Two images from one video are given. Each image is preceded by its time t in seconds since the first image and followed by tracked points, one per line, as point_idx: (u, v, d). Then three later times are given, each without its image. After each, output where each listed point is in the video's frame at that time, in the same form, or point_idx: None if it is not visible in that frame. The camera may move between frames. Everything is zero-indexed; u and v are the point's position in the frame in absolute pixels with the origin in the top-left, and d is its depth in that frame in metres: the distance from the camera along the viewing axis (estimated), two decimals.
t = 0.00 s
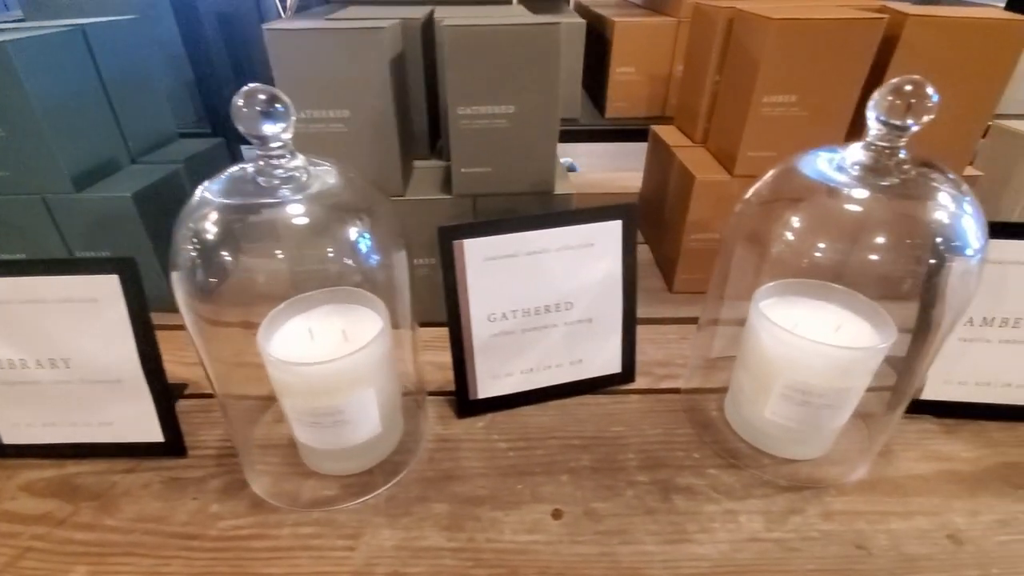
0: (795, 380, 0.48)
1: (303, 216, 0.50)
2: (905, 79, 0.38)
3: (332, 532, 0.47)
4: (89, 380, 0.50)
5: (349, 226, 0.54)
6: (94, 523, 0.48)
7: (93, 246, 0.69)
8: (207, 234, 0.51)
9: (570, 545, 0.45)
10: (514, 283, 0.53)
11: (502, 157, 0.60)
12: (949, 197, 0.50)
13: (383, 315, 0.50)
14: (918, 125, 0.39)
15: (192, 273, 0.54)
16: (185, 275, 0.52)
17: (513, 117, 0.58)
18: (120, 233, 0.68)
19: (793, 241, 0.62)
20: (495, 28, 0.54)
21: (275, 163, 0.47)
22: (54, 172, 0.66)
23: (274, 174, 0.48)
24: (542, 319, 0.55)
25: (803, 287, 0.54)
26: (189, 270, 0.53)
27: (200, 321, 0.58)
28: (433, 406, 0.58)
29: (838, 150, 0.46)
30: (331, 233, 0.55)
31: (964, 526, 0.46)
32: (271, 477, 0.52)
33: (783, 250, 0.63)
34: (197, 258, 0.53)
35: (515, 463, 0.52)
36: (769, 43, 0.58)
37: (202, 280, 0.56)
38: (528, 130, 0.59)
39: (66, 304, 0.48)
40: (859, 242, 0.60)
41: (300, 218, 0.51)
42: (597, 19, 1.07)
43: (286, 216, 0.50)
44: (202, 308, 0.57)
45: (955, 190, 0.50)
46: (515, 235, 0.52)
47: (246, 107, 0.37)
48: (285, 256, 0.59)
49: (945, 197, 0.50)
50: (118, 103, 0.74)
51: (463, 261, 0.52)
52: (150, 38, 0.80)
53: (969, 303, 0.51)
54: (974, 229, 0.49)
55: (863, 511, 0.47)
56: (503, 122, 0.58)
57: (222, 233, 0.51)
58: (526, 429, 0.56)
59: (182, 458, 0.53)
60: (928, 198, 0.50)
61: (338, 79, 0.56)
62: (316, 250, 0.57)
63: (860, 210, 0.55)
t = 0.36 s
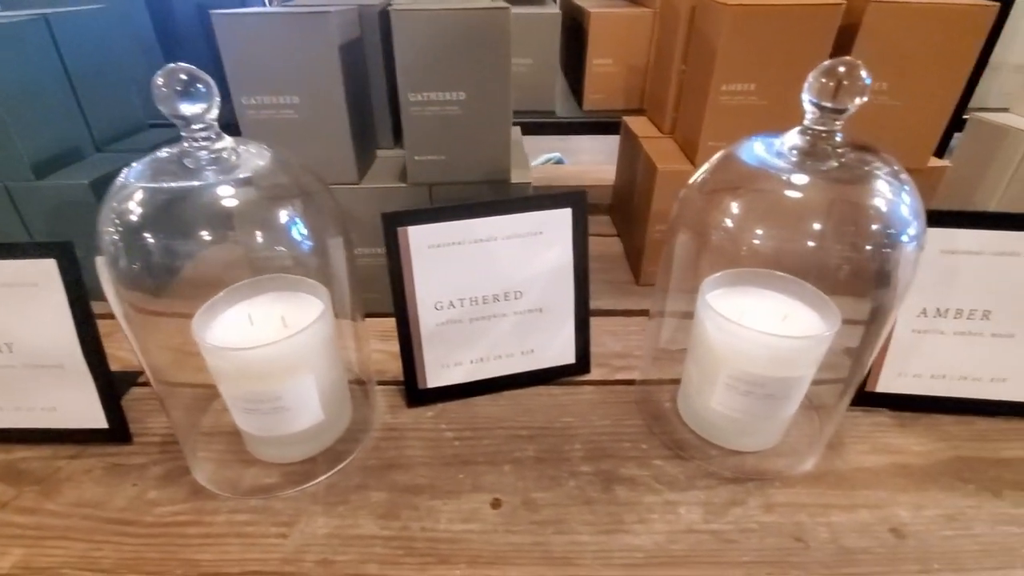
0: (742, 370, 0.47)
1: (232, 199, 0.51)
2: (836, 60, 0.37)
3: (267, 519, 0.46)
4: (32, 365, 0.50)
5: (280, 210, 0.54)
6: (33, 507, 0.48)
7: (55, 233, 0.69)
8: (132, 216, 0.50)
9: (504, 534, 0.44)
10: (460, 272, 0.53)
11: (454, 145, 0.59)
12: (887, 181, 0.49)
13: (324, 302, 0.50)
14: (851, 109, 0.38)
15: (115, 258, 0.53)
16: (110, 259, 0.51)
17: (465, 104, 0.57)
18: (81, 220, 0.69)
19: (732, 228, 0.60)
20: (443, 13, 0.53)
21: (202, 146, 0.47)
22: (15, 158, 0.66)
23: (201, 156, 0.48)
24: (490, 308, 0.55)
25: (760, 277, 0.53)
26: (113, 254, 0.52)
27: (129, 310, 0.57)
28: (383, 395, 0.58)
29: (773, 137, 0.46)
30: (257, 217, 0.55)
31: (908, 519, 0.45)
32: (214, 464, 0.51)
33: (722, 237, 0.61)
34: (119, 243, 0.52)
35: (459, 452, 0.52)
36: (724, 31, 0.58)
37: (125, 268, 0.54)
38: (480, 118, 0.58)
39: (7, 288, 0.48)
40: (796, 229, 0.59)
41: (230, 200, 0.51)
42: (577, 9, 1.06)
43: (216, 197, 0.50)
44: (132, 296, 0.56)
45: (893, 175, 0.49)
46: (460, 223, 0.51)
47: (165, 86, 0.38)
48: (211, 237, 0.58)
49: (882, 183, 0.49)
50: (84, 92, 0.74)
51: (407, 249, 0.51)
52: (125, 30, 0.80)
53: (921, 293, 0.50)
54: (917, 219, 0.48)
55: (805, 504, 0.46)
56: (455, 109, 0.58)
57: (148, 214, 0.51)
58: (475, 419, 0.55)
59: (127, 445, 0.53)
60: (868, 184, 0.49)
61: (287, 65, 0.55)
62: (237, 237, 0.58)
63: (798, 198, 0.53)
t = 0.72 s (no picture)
0: (711, 361, 0.46)
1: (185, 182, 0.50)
2: (800, 43, 0.37)
3: (228, 512, 0.46)
4: None
5: (235, 196, 0.54)
6: None
7: (30, 224, 0.69)
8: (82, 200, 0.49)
9: (466, 527, 0.44)
10: (428, 262, 0.52)
11: (425, 135, 0.59)
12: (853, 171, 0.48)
13: (287, 293, 0.49)
14: (813, 94, 0.37)
15: (65, 246, 0.51)
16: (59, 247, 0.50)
17: (435, 94, 0.57)
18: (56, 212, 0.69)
19: (697, 217, 0.58)
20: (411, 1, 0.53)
21: (153, 128, 0.46)
22: None
23: (152, 140, 0.47)
24: (459, 299, 0.54)
25: (737, 269, 0.52)
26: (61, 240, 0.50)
27: (86, 302, 0.56)
28: (354, 387, 0.57)
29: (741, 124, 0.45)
30: (213, 206, 0.56)
31: (876, 513, 0.44)
32: (179, 456, 0.51)
33: (687, 226, 0.59)
34: (67, 231, 0.51)
35: (425, 445, 0.51)
36: (698, 18, 0.57)
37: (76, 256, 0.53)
38: (450, 107, 0.58)
39: None
40: (761, 218, 0.58)
41: (185, 184, 0.50)
42: (563, 2, 1.06)
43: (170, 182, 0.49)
44: (85, 288, 0.55)
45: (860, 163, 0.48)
46: (427, 212, 0.51)
47: (111, 66, 0.40)
48: (163, 223, 0.57)
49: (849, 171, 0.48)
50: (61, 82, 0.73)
51: (374, 239, 0.50)
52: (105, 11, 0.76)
53: (893, 284, 0.49)
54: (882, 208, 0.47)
55: (773, 497, 0.45)
56: (425, 98, 0.57)
57: (98, 198, 0.50)
58: (444, 412, 0.55)
59: (92, 437, 0.52)
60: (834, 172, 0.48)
61: (254, 51, 0.55)
62: (191, 224, 0.58)
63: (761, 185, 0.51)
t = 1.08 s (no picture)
0: (673, 360, 0.45)
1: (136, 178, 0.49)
2: (755, 40, 0.37)
3: (183, 514, 0.45)
4: None
5: (188, 193, 0.54)
6: None
7: None
8: (28, 195, 0.49)
9: (424, 528, 0.43)
10: (393, 260, 0.52)
11: (393, 132, 0.58)
12: (811, 174, 0.48)
13: (245, 293, 0.48)
14: (768, 90, 0.37)
15: (10, 245, 0.49)
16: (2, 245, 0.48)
17: (401, 91, 0.57)
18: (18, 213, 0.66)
19: (656, 214, 0.58)
20: None
21: (99, 122, 0.45)
22: None
23: (97, 134, 0.46)
24: (425, 298, 0.54)
25: (701, 269, 0.52)
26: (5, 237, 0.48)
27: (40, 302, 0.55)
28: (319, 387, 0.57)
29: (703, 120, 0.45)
30: (164, 202, 0.55)
31: (836, 512, 0.44)
32: (137, 457, 0.50)
33: (646, 225, 0.59)
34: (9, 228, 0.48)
35: (388, 445, 0.51)
36: (666, 14, 0.57)
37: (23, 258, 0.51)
38: (417, 105, 0.57)
39: None
40: (720, 216, 0.57)
41: (134, 179, 0.49)
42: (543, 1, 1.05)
43: (120, 177, 0.48)
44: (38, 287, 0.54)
45: (818, 164, 0.48)
46: (392, 210, 0.50)
47: (57, 59, 0.40)
48: (111, 220, 0.57)
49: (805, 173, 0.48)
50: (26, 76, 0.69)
51: (335, 237, 0.50)
52: None
53: (857, 283, 0.50)
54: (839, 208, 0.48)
55: (734, 496, 0.45)
56: (391, 94, 0.57)
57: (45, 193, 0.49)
58: (409, 412, 0.54)
59: (50, 438, 0.51)
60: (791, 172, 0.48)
61: (217, 46, 0.55)
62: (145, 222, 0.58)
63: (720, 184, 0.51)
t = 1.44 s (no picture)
0: (634, 362, 0.46)
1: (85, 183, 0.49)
2: (705, 43, 0.37)
3: (141, 522, 0.45)
4: None
5: (138, 198, 0.55)
6: None
7: None
8: None
9: (383, 534, 0.43)
10: (356, 263, 0.51)
11: (358, 135, 0.58)
12: (764, 177, 0.50)
13: (204, 299, 0.48)
14: (717, 93, 0.37)
15: None
16: None
17: (365, 93, 0.56)
18: None
19: (612, 216, 0.58)
20: None
21: (47, 128, 0.45)
22: None
23: (44, 141, 0.45)
24: (390, 301, 0.53)
25: (664, 270, 0.53)
26: None
27: None
28: (285, 392, 0.56)
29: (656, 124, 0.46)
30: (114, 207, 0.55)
31: (795, 512, 0.44)
32: (97, 465, 0.49)
33: (603, 227, 0.59)
34: None
35: (352, 450, 0.50)
36: (630, 16, 0.57)
37: None
38: (382, 108, 0.57)
39: None
40: (675, 218, 0.58)
41: (84, 185, 0.49)
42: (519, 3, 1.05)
43: (70, 184, 0.48)
44: None
45: (770, 167, 0.50)
46: (355, 213, 0.50)
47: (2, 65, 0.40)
48: (58, 225, 0.57)
49: (758, 176, 0.49)
50: None
51: (296, 241, 0.49)
52: None
53: (817, 283, 0.50)
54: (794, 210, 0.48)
55: (694, 497, 0.45)
56: (355, 96, 0.56)
57: None
58: (375, 416, 0.54)
59: (8, 445, 0.50)
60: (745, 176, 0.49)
61: (178, 50, 0.54)
62: (95, 229, 0.58)
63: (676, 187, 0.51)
